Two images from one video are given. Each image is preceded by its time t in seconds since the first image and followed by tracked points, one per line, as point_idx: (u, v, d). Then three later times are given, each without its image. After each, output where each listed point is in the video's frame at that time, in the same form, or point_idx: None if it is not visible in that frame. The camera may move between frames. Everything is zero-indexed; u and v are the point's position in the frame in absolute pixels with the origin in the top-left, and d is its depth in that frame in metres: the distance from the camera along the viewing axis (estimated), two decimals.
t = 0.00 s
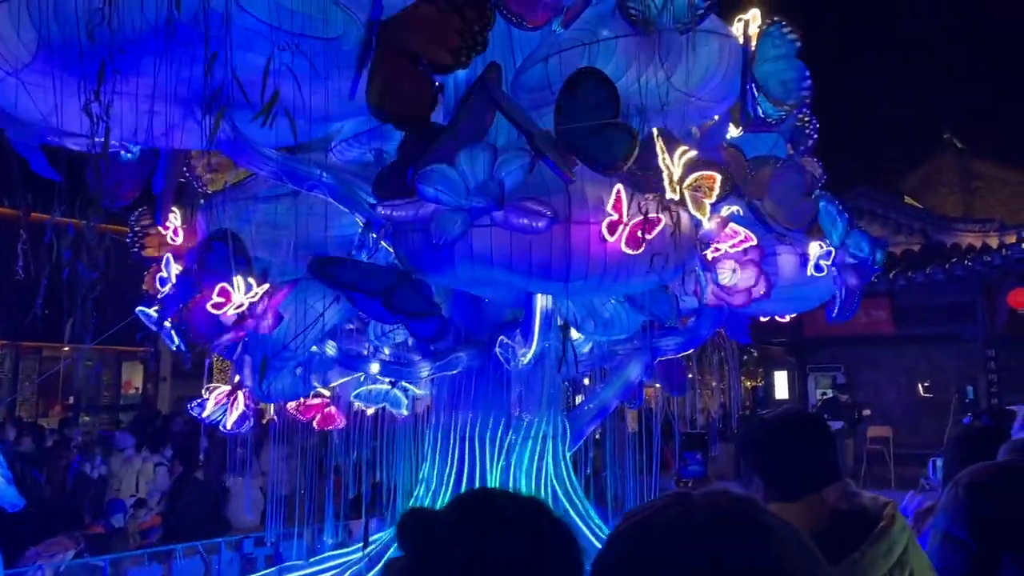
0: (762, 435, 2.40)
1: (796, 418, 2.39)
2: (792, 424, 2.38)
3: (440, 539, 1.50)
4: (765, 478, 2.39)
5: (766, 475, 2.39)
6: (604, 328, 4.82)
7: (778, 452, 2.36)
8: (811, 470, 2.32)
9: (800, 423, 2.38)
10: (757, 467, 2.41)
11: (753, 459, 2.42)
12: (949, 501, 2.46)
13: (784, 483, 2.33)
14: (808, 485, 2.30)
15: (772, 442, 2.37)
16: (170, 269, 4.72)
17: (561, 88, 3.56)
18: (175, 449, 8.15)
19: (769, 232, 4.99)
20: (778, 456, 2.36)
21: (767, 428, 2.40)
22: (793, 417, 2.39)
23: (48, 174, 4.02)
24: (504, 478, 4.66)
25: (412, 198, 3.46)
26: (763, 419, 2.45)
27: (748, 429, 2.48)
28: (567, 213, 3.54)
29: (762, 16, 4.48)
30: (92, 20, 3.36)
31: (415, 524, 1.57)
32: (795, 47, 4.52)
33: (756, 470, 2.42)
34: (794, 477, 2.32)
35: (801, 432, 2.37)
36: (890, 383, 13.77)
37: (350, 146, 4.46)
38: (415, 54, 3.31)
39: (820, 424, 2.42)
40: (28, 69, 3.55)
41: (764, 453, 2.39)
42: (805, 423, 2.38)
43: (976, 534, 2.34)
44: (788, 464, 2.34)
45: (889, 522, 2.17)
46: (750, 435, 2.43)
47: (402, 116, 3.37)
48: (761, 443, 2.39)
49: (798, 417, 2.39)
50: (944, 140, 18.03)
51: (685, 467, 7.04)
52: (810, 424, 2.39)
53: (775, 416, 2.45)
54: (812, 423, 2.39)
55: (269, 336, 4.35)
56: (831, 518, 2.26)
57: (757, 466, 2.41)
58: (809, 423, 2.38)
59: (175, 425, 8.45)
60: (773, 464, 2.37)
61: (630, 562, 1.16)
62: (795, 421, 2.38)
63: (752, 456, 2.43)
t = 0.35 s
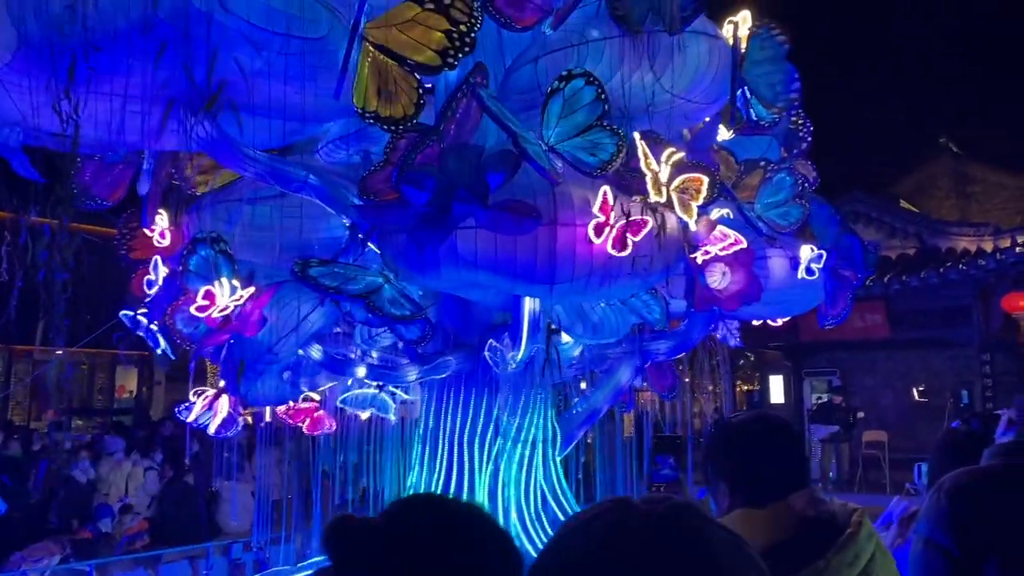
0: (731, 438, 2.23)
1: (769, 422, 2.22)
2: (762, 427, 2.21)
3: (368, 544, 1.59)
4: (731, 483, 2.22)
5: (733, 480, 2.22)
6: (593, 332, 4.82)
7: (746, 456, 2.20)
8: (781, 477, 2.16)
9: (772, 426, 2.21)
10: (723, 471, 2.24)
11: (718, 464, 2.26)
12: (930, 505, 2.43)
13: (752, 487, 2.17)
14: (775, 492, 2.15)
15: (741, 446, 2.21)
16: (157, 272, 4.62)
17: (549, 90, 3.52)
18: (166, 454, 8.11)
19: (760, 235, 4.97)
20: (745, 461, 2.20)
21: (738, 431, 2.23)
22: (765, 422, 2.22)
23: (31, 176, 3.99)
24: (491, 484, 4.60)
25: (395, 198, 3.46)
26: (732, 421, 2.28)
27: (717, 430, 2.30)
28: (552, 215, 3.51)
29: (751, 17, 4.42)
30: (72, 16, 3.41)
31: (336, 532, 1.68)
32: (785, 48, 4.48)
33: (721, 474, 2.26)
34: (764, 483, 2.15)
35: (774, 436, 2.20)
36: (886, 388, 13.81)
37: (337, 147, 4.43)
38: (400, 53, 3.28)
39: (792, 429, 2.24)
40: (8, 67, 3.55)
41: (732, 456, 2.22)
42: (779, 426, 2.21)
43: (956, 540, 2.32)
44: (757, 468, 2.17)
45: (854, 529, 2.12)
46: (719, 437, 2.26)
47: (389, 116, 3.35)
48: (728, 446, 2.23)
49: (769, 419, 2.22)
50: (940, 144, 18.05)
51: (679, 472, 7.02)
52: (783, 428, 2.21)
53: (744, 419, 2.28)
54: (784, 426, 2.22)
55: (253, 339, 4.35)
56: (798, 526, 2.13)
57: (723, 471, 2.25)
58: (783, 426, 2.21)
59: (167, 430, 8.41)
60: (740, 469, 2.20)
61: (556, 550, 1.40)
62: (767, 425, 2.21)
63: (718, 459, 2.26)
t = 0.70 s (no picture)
0: (700, 440, 2.11)
1: (736, 427, 2.14)
2: (726, 430, 2.13)
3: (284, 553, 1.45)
4: (693, 489, 2.10)
5: (693, 487, 2.10)
6: (583, 335, 4.75)
7: (710, 459, 2.09)
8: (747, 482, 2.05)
9: (735, 430, 2.13)
10: (685, 477, 2.12)
11: (679, 470, 2.14)
12: (911, 511, 2.40)
13: (715, 495, 2.06)
14: (741, 498, 2.05)
15: (713, 451, 2.09)
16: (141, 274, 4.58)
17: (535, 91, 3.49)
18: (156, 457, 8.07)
19: (750, 237, 4.99)
20: (715, 465, 2.07)
21: (701, 435, 2.13)
22: (733, 425, 2.14)
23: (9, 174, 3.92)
24: (479, 488, 4.54)
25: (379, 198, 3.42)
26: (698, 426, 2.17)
27: (682, 435, 2.18)
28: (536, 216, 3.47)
29: (741, 17, 4.39)
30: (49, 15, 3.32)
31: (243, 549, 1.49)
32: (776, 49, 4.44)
33: (681, 482, 2.14)
34: (725, 488, 2.06)
35: (741, 440, 2.11)
36: (881, 391, 13.80)
37: (322, 148, 4.42)
38: (387, 52, 3.23)
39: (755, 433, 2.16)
40: None
41: (697, 461, 2.10)
42: (743, 430, 2.14)
43: (936, 547, 2.28)
44: (721, 472, 2.07)
45: (817, 538, 2.06)
46: (681, 443, 2.16)
47: (375, 116, 3.32)
48: (695, 449, 2.12)
49: (732, 423, 2.14)
50: (937, 148, 18.06)
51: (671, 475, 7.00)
52: (749, 434, 2.14)
53: (707, 424, 2.17)
54: (746, 431, 2.13)
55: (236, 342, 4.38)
56: (764, 537, 2.04)
57: (686, 478, 2.12)
58: (745, 430, 2.14)
59: (158, 433, 8.37)
60: (700, 475, 2.09)
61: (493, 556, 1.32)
62: (732, 429, 2.12)
63: (679, 466, 2.14)
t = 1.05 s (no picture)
0: (674, 445, 2.02)
1: (706, 432, 2.03)
2: (695, 434, 2.03)
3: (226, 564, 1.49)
4: (661, 496, 2.01)
5: (662, 494, 2.01)
6: (576, 337, 4.70)
7: (678, 466, 2.00)
8: (720, 490, 1.97)
9: (708, 438, 2.03)
10: (655, 486, 2.03)
11: (648, 477, 2.06)
12: (897, 518, 2.36)
13: (685, 503, 1.97)
14: (711, 506, 1.96)
15: (685, 454, 2.00)
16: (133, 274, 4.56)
17: (527, 90, 3.45)
18: (151, 458, 8.06)
19: (745, 238, 4.95)
20: (690, 468, 1.98)
21: (668, 440, 2.04)
22: (702, 430, 2.04)
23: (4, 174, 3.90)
24: (471, 491, 4.52)
25: (373, 202, 3.37)
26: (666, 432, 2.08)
27: (648, 443, 2.09)
28: (525, 217, 3.44)
29: (734, 18, 4.36)
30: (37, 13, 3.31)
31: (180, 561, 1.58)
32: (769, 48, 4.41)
33: (649, 489, 2.04)
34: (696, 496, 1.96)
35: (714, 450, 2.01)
36: (880, 393, 13.75)
37: (314, 149, 4.40)
38: (379, 52, 3.18)
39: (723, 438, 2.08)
40: None
41: (670, 465, 2.00)
42: (715, 438, 2.04)
43: (921, 554, 2.23)
44: (691, 479, 1.98)
45: (786, 547, 2.00)
46: (646, 448, 2.06)
47: (367, 116, 3.20)
48: (670, 456, 2.01)
49: (704, 429, 2.04)
50: (937, 149, 18.06)
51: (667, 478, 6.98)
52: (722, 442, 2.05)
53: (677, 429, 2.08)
54: (715, 437, 2.04)
55: (224, 344, 4.33)
56: (733, 546, 1.96)
57: (658, 485, 2.02)
58: (717, 437, 2.05)
59: (153, 434, 8.36)
60: (666, 484, 2.00)
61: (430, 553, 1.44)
62: (702, 436, 2.03)
63: (649, 474, 2.05)
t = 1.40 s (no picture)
0: (629, 452, 1.91)
1: (667, 439, 1.93)
2: (655, 438, 1.93)
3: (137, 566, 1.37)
4: (617, 505, 1.90)
5: (619, 501, 1.90)
6: (568, 339, 4.63)
7: (636, 472, 1.88)
8: (681, 495, 1.85)
9: (667, 444, 1.92)
10: (612, 492, 1.91)
11: (606, 486, 1.94)
12: (876, 525, 2.31)
13: (642, 510, 1.86)
14: (669, 512, 1.84)
15: (641, 461, 1.89)
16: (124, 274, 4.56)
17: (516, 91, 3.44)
18: (146, 459, 8.04)
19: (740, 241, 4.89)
20: (642, 476, 1.87)
21: (627, 445, 1.93)
22: (661, 438, 1.93)
23: None
24: (461, 494, 4.49)
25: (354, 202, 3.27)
26: (624, 437, 1.97)
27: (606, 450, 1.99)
28: (512, 219, 3.42)
29: (727, 18, 4.28)
30: (17, 10, 3.21)
31: None
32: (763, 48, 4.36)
33: (606, 496, 1.93)
34: (654, 502, 1.85)
35: (674, 455, 1.90)
36: (880, 395, 13.72)
37: (304, 148, 4.39)
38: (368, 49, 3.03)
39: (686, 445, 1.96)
40: None
41: (625, 472, 1.90)
42: (675, 443, 1.93)
43: (901, 562, 2.19)
44: (648, 484, 1.87)
45: (742, 557, 1.87)
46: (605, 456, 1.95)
47: (353, 117, 3.08)
48: (630, 461, 1.90)
49: (665, 433, 1.93)
50: (938, 151, 18.02)
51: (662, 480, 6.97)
52: (684, 448, 1.93)
53: (638, 434, 1.97)
54: (676, 443, 1.93)
55: (211, 345, 4.30)
56: (688, 557, 1.83)
57: (615, 495, 1.91)
58: (678, 443, 1.93)
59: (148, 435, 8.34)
60: (621, 490, 1.90)
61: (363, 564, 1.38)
62: (662, 441, 1.92)
63: (606, 482, 1.93)
